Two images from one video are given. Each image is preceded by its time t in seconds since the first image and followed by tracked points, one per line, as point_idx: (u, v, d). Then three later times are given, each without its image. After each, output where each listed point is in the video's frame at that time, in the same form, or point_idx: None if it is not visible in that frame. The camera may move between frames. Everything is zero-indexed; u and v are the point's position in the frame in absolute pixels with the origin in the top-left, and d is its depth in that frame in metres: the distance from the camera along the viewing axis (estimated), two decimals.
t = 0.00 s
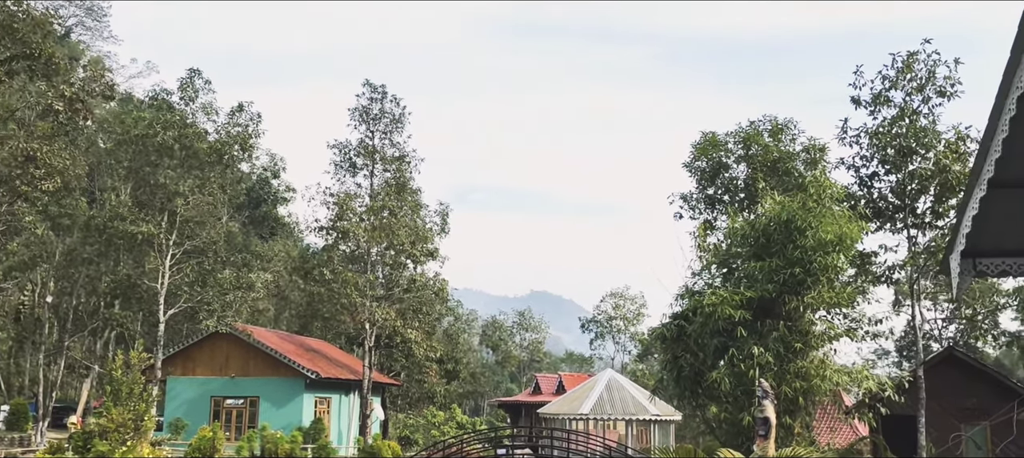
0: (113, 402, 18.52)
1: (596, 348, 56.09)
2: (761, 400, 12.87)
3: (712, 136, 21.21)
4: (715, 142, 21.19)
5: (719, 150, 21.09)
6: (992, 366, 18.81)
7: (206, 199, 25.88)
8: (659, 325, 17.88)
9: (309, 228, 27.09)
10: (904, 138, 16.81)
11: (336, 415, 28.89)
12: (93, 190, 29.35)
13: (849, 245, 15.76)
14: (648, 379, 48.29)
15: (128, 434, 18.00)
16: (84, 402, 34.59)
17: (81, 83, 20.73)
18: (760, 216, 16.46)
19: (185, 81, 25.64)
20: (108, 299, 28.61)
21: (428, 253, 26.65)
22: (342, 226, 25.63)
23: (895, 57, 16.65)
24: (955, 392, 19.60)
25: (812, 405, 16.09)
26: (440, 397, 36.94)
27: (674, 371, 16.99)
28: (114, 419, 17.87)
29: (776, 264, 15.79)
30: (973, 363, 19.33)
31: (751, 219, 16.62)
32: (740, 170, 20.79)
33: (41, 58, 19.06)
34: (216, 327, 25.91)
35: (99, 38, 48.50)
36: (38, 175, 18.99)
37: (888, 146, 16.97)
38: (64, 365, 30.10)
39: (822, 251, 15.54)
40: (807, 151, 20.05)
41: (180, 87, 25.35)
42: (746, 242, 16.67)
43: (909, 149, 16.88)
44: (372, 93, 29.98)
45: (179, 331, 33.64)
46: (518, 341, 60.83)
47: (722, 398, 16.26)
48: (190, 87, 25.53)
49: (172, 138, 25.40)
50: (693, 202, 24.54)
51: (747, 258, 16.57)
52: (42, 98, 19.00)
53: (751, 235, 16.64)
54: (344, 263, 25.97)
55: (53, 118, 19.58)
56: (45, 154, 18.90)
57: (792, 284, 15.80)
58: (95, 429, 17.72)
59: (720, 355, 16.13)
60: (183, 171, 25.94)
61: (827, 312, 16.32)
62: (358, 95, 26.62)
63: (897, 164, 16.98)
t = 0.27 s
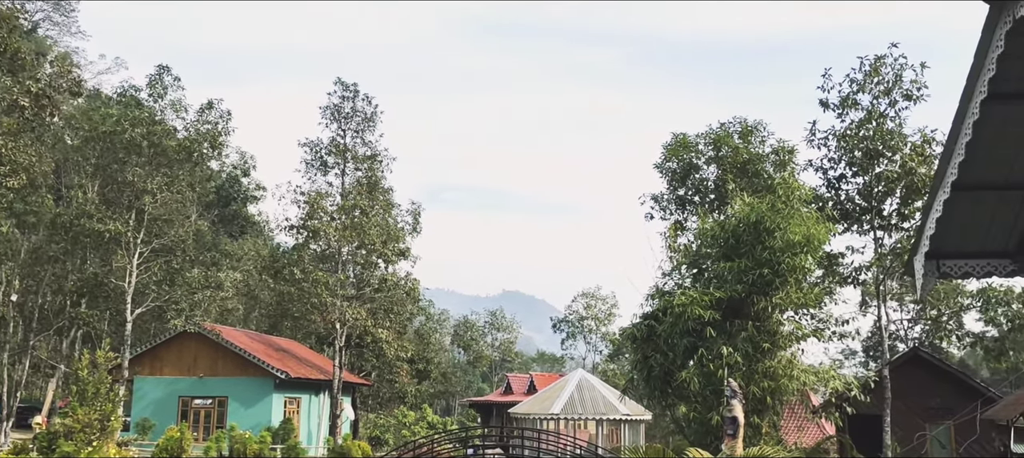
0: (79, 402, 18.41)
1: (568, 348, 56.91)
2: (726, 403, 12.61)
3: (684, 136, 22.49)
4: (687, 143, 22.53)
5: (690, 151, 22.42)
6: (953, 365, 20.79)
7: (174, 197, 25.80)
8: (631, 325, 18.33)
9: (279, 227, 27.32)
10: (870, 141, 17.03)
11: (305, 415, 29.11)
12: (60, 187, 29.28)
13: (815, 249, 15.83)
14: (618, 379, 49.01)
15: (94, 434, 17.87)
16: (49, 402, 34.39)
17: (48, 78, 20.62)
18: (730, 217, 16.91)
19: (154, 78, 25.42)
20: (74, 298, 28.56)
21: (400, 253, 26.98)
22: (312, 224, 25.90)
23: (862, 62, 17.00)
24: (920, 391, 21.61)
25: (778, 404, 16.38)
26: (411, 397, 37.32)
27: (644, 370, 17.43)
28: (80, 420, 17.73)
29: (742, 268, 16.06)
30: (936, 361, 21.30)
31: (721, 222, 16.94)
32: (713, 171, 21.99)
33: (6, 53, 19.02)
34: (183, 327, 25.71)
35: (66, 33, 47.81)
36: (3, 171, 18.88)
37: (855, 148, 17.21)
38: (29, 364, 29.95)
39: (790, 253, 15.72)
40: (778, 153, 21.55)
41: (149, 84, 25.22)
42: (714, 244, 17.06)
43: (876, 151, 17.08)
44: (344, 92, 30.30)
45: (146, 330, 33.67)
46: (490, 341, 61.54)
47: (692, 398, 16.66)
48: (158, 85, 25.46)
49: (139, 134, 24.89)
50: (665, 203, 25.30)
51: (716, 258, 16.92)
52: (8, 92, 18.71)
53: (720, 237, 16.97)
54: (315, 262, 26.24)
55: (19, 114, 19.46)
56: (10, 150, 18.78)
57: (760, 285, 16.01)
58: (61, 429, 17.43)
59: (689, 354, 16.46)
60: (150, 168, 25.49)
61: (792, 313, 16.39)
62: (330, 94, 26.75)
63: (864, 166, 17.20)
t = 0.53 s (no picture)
0: (46, 402, 17.02)
1: (540, 348, 57.93)
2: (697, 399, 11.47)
3: (655, 141, 20.73)
4: (659, 146, 20.73)
5: (662, 153, 20.57)
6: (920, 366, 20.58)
7: (146, 197, 24.21)
8: (602, 326, 15.42)
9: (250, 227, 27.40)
10: (842, 144, 14.86)
11: (277, 417, 29.21)
12: (27, 185, 29.12)
13: (786, 252, 13.31)
14: (588, 380, 49.73)
15: (62, 436, 16.65)
16: (15, 403, 34.06)
17: (14, 76, 20.36)
18: (700, 218, 14.30)
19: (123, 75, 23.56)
20: (41, 297, 28.35)
21: (373, 253, 26.97)
22: (285, 224, 25.90)
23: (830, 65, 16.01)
24: (886, 393, 21.40)
25: (750, 407, 13.73)
26: (383, 398, 37.54)
27: (611, 375, 14.51)
28: (47, 421, 16.48)
29: (717, 267, 13.48)
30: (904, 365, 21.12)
31: (690, 223, 14.36)
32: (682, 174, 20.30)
33: None
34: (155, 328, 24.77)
35: (34, 29, 46.68)
36: None
37: (825, 152, 15.01)
38: None
39: (759, 255, 13.16)
40: (749, 157, 19.68)
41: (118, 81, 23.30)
42: (685, 245, 14.36)
43: (846, 155, 14.90)
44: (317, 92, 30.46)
45: (114, 330, 33.65)
46: (463, 342, 62.73)
47: (662, 399, 13.81)
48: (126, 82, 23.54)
49: (110, 133, 23.09)
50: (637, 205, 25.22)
51: (686, 261, 14.21)
52: None
53: (694, 238, 14.27)
54: (286, 262, 26.22)
55: None
56: None
57: (731, 287, 13.48)
58: (26, 430, 16.34)
59: (660, 360, 13.89)
60: (121, 168, 23.84)
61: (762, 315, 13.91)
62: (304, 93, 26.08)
63: (833, 170, 14.97)
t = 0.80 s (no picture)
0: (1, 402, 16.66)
1: (506, 351, 58.81)
2: (659, 402, 12.03)
3: (622, 143, 18.87)
4: (625, 149, 18.68)
5: (629, 157, 18.52)
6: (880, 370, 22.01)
7: (106, 196, 22.77)
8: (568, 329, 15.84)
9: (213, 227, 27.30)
10: (803, 151, 15.75)
11: (239, 419, 29.33)
12: None
13: (749, 255, 14.18)
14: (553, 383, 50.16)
15: (19, 438, 16.09)
16: None
17: None
18: (666, 222, 14.85)
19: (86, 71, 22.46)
20: None
21: (338, 255, 26.46)
22: (249, 225, 25.30)
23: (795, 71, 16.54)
24: (843, 395, 22.74)
25: (712, 408, 14.53)
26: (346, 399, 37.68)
27: (579, 375, 14.88)
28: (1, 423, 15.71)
29: (680, 271, 14.10)
30: (865, 369, 22.49)
31: (655, 227, 14.94)
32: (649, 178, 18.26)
33: None
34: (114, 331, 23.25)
35: None
36: None
37: (788, 158, 15.89)
38: None
39: (723, 259, 13.89)
40: (714, 162, 18.03)
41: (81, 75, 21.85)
42: (651, 249, 14.86)
43: (807, 161, 15.80)
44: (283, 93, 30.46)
45: (74, 331, 33.47)
46: (429, 344, 62.92)
47: (625, 402, 14.29)
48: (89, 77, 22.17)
49: (70, 131, 21.73)
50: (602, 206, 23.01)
51: (652, 264, 14.75)
52: None
53: (659, 242, 14.81)
54: (250, 264, 25.87)
55: None
56: None
57: (695, 290, 14.12)
58: None
59: (624, 363, 14.37)
60: (80, 166, 22.56)
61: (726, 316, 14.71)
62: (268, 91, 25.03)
63: (795, 175, 15.85)
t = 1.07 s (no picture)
0: None
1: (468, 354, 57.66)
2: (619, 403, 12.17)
3: (584, 148, 21.78)
4: (587, 153, 21.63)
5: (591, 161, 21.55)
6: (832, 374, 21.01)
7: (63, 193, 20.11)
8: (530, 329, 14.84)
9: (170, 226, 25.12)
10: (762, 157, 15.22)
11: (195, 422, 26.54)
12: None
13: None
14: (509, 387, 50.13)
15: None
16: None
17: None
18: (626, 224, 13.77)
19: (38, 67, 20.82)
20: None
21: (299, 256, 24.87)
22: (206, 226, 23.69)
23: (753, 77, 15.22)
24: (801, 399, 21.71)
25: (672, 411, 13.62)
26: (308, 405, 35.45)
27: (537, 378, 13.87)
28: None
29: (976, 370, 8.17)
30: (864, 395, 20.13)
31: (617, 229, 13.82)
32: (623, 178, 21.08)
33: None
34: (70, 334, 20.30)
35: None
36: None
37: (747, 164, 15.34)
38: None
39: (682, 263, 12.96)
40: (674, 166, 21.12)
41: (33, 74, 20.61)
42: (611, 252, 13.78)
43: (766, 167, 15.32)
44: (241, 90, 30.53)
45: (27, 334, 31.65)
46: (390, 346, 63.11)
47: (586, 404, 13.44)
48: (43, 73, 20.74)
49: (24, 128, 19.51)
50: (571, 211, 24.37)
51: (612, 268, 13.61)
52: None
53: (621, 245, 13.77)
54: (208, 264, 24.16)
55: None
56: None
57: (654, 293, 13.09)
58: None
59: (584, 366, 13.36)
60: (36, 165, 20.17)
61: (687, 320, 13.76)
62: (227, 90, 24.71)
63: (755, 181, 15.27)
